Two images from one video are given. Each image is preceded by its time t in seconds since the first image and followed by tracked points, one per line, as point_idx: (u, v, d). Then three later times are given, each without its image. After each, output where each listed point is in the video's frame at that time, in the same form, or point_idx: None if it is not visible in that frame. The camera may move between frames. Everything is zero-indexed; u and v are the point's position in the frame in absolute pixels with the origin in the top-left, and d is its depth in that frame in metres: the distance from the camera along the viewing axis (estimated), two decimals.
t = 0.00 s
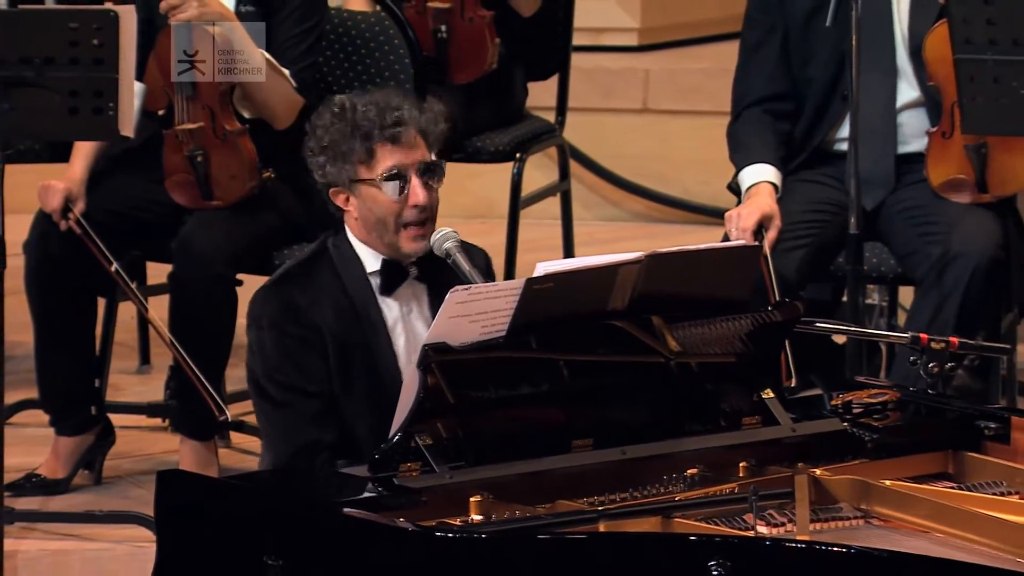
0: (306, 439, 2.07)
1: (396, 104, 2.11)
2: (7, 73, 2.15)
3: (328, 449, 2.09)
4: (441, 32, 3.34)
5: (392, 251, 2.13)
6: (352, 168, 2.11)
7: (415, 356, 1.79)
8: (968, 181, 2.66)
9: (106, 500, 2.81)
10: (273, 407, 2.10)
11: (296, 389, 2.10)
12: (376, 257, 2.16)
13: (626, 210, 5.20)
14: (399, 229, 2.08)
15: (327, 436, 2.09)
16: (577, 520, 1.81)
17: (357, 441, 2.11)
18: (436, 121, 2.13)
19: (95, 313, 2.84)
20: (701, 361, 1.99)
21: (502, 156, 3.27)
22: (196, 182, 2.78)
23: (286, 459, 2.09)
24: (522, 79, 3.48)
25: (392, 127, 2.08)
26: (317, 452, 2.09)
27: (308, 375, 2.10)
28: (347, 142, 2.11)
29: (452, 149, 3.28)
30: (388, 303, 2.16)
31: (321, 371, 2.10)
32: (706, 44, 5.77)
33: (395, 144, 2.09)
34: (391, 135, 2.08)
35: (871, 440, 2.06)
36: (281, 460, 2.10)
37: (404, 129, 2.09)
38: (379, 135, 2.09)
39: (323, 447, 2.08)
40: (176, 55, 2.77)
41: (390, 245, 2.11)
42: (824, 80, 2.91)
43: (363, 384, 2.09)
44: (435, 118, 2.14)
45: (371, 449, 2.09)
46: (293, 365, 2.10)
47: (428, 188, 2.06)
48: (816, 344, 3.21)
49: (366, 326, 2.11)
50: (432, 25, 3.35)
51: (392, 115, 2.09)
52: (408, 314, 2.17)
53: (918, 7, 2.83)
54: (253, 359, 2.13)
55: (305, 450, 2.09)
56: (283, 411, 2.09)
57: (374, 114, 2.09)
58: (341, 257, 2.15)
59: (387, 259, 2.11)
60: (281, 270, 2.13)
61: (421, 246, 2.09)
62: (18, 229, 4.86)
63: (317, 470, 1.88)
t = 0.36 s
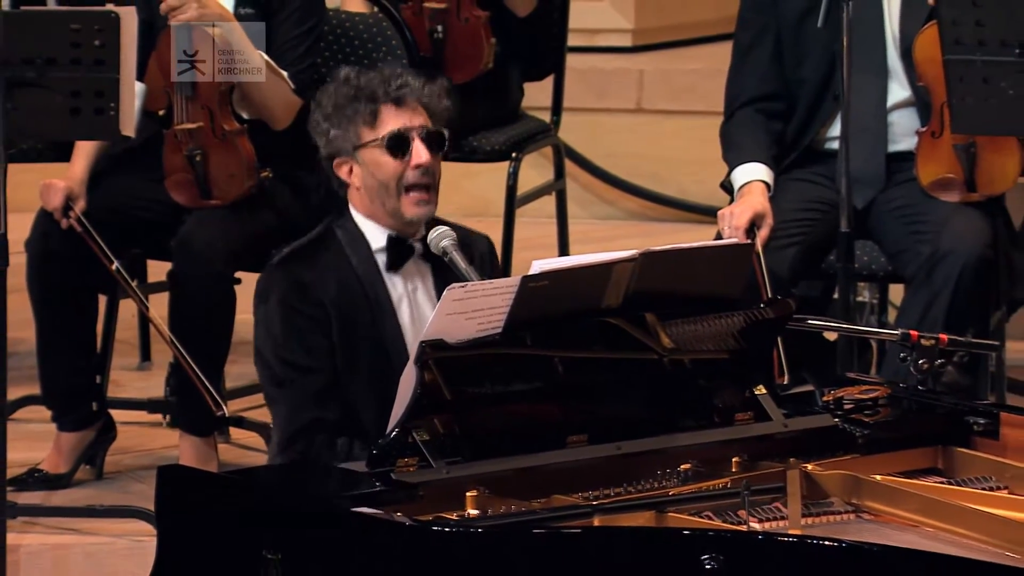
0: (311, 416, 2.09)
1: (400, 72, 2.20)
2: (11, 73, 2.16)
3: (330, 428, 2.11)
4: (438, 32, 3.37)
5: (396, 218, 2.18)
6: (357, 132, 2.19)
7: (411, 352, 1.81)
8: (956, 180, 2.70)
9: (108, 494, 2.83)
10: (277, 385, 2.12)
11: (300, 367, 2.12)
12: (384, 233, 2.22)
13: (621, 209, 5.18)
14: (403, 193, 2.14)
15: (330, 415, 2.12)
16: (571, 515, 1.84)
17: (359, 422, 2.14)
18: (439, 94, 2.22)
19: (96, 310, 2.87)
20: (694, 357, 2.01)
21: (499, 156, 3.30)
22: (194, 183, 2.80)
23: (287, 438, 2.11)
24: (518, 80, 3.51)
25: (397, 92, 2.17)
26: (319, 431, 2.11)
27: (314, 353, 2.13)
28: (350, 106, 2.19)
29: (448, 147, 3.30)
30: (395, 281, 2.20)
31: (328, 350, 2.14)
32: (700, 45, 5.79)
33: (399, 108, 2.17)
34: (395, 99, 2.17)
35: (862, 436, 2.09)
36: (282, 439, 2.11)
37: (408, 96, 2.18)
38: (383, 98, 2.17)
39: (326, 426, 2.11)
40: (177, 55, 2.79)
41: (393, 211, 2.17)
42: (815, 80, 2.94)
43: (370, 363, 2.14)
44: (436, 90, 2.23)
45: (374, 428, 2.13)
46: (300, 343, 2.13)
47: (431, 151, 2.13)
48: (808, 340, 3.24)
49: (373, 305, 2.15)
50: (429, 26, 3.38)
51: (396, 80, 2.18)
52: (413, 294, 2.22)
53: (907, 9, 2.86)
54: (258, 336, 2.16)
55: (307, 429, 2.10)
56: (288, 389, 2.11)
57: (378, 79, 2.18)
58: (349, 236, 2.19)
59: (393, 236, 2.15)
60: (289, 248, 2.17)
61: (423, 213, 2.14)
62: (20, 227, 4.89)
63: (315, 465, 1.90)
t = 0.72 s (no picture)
0: (309, 430, 2.13)
1: (393, 99, 2.21)
2: (16, 75, 2.23)
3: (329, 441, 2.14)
4: (435, 33, 3.42)
5: (392, 239, 2.22)
6: (351, 160, 2.22)
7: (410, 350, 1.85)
8: (948, 179, 2.73)
9: (110, 490, 2.86)
10: (276, 400, 2.15)
11: (298, 382, 2.16)
12: (378, 248, 2.26)
13: (616, 208, 5.21)
14: (398, 218, 2.17)
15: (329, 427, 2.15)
16: (567, 510, 1.86)
17: (358, 434, 2.17)
18: (432, 117, 2.24)
19: (100, 308, 2.90)
20: (687, 354, 2.05)
21: (494, 156, 3.31)
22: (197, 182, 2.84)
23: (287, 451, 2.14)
24: (516, 82, 3.52)
25: (389, 121, 2.19)
26: (318, 444, 2.15)
27: (311, 368, 2.16)
28: (344, 135, 2.22)
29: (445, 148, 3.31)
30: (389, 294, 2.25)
31: (324, 364, 2.17)
32: (695, 47, 5.81)
33: (391, 137, 2.19)
34: (387, 129, 2.19)
35: (855, 432, 2.11)
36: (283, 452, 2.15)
37: (400, 125, 2.19)
38: (375, 128, 2.19)
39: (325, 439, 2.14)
40: (177, 56, 2.81)
41: (389, 234, 2.20)
42: (809, 82, 2.97)
43: (367, 376, 2.16)
44: (429, 113, 2.25)
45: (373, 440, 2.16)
46: (297, 359, 2.16)
47: (423, 179, 2.14)
48: (800, 338, 3.27)
49: (369, 318, 2.18)
50: (427, 27, 3.44)
51: (387, 110, 2.19)
52: (408, 306, 2.26)
53: (900, 12, 2.90)
54: (256, 353, 2.19)
55: (306, 442, 2.14)
56: (286, 404, 2.15)
57: (370, 109, 2.20)
58: (344, 251, 2.22)
59: (387, 252, 2.20)
60: (285, 266, 2.20)
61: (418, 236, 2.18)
62: (25, 226, 4.91)
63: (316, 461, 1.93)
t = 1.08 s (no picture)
0: (316, 409, 2.16)
1: (403, 84, 2.23)
2: (19, 77, 2.27)
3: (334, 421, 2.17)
4: (434, 37, 3.44)
5: (401, 220, 2.24)
6: (360, 143, 2.24)
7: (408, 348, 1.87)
8: (939, 180, 2.75)
9: (113, 486, 2.88)
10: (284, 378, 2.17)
11: (306, 362, 2.18)
12: (390, 233, 2.26)
13: (611, 207, 5.24)
14: (404, 199, 2.19)
15: (335, 407, 2.17)
16: (563, 505, 1.90)
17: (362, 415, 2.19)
18: (444, 103, 2.25)
19: (103, 306, 2.93)
20: (681, 351, 2.08)
21: (490, 157, 3.33)
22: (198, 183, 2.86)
23: (293, 430, 2.16)
24: (512, 83, 3.55)
25: (397, 105, 2.21)
26: (323, 423, 2.17)
27: (319, 348, 2.18)
28: (354, 118, 2.24)
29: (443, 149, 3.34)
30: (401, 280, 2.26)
31: (332, 345, 2.19)
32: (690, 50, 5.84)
33: (399, 121, 2.21)
34: (395, 112, 2.21)
35: (847, 428, 2.14)
36: (288, 429, 2.17)
37: (408, 109, 2.21)
38: (383, 112, 2.21)
39: (331, 418, 2.17)
40: (177, 56, 2.83)
41: (397, 215, 2.22)
42: (801, 83, 3.01)
43: (374, 360, 2.20)
44: (443, 99, 2.25)
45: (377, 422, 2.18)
46: (305, 338, 2.18)
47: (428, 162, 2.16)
48: (794, 337, 3.30)
49: (378, 302, 2.21)
50: (425, 30, 3.46)
51: (396, 94, 2.21)
52: (419, 292, 2.27)
53: (892, 15, 2.94)
54: (266, 331, 2.21)
55: (312, 420, 2.16)
56: (294, 382, 2.17)
57: (380, 93, 2.22)
58: (356, 236, 2.25)
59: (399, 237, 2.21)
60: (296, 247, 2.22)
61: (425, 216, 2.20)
62: (29, 225, 4.94)
63: (314, 458, 1.96)
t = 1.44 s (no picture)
0: (315, 416, 2.18)
1: (416, 103, 2.27)
2: (24, 80, 2.30)
3: (333, 428, 2.19)
4: (432, 39, 3.46)
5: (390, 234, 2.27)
6: (363, 151, 2.28)
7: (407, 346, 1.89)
8: (932, 180, 2.81)
9: (116, 482, 2.91)
10: (282, 386, 2.19)
11: (305, 370, 2.20)
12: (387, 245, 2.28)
13: (608, 208, 5.25)
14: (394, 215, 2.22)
15: (334, 414, 2.20)
16: (559, 502, 1.92)
17: (360, 422, 2.23)
18: (455, 129, 2.29)
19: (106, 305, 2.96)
20: (677, 350, 2.10)
21: (489, 158, 3.36)
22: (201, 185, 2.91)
23: (291, 437, 2.19)
24: (509, 86, 3.59)
25: (404, 122, 2.24)
26: (323, 430, 2.19)
27: (318, 356, 2.21)
28: (360, 125, 2.27)
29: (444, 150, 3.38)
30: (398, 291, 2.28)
31: (331, 354, 2.22)
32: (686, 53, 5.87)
33: (404, 138, 2.24)
34: (401, 128, 2.24)
35: (840, 425, 2.19)
36: (286, 436, 2.19)
37: (414, 128, 2.24)
38: (388, 126, 2.25)
39: (329, 425, 2.19)
40: (178, 57, 2.87)
41: (386, 228, 2.25)
42: (795, 86, 3.04)
43: (371, 368, 2.22)
44: (455, 125, 2.29)
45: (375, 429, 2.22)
46: (304, 347, 2.21)
47: (421, 183, 2.19)
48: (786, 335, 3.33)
49: (375, 311, 2.23)
50: (424, 33, 3.47)
51: (407, 112, 2.25)
52: (416, 301, 2.29)
53: (883, 19, 2.97)
54: (265, 340, 2.23)
55: (312, 428, 2.19)
56: (292, 390, 2.19)
57: (391, 107, 2.26)
58: (354, 246, 2.27)
59: (396, 249, 2.23)
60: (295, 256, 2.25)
61: (412, 235, 2.23)
62: (35, 225, 4.96)
63: (315, 456, 1.98)
